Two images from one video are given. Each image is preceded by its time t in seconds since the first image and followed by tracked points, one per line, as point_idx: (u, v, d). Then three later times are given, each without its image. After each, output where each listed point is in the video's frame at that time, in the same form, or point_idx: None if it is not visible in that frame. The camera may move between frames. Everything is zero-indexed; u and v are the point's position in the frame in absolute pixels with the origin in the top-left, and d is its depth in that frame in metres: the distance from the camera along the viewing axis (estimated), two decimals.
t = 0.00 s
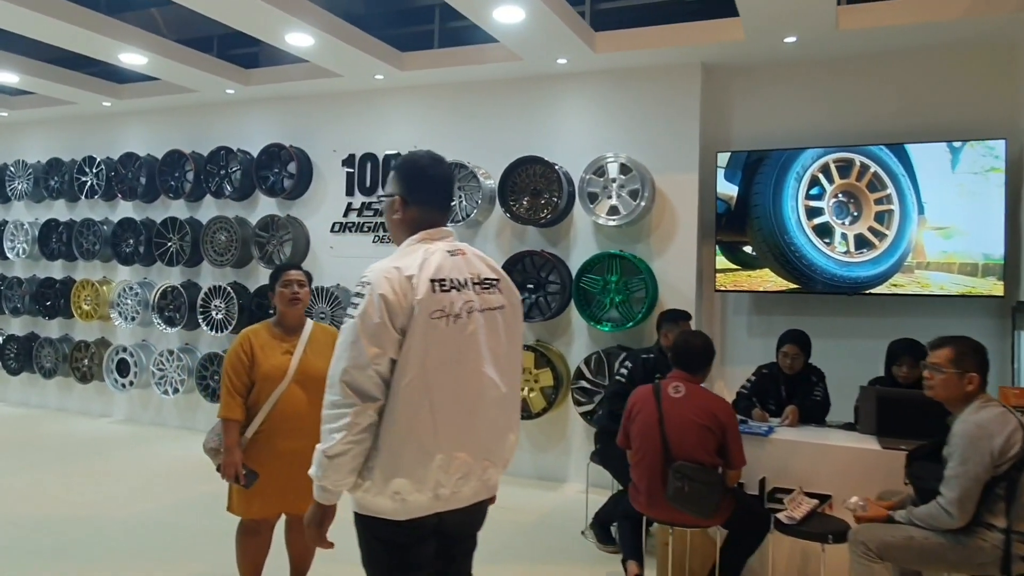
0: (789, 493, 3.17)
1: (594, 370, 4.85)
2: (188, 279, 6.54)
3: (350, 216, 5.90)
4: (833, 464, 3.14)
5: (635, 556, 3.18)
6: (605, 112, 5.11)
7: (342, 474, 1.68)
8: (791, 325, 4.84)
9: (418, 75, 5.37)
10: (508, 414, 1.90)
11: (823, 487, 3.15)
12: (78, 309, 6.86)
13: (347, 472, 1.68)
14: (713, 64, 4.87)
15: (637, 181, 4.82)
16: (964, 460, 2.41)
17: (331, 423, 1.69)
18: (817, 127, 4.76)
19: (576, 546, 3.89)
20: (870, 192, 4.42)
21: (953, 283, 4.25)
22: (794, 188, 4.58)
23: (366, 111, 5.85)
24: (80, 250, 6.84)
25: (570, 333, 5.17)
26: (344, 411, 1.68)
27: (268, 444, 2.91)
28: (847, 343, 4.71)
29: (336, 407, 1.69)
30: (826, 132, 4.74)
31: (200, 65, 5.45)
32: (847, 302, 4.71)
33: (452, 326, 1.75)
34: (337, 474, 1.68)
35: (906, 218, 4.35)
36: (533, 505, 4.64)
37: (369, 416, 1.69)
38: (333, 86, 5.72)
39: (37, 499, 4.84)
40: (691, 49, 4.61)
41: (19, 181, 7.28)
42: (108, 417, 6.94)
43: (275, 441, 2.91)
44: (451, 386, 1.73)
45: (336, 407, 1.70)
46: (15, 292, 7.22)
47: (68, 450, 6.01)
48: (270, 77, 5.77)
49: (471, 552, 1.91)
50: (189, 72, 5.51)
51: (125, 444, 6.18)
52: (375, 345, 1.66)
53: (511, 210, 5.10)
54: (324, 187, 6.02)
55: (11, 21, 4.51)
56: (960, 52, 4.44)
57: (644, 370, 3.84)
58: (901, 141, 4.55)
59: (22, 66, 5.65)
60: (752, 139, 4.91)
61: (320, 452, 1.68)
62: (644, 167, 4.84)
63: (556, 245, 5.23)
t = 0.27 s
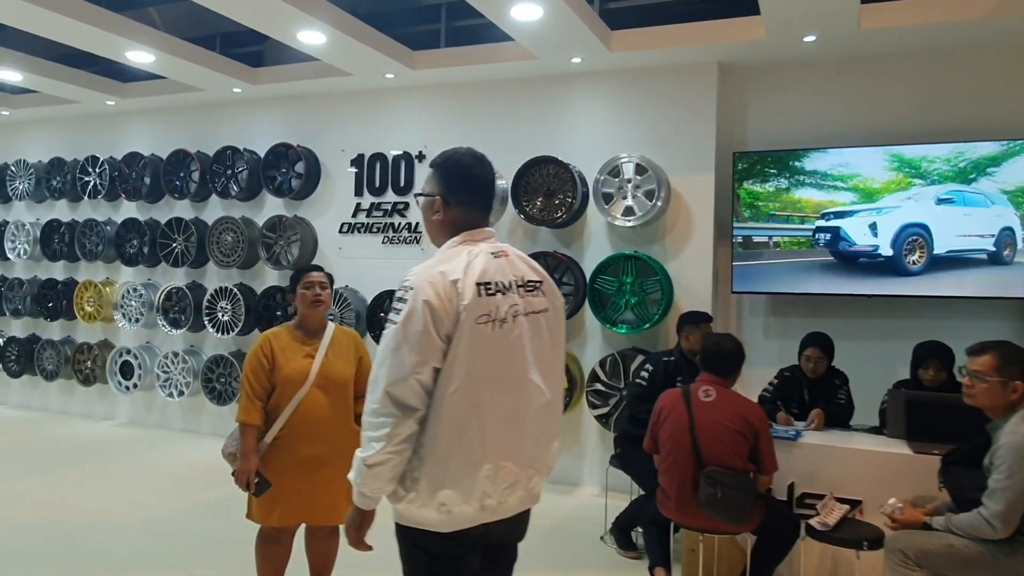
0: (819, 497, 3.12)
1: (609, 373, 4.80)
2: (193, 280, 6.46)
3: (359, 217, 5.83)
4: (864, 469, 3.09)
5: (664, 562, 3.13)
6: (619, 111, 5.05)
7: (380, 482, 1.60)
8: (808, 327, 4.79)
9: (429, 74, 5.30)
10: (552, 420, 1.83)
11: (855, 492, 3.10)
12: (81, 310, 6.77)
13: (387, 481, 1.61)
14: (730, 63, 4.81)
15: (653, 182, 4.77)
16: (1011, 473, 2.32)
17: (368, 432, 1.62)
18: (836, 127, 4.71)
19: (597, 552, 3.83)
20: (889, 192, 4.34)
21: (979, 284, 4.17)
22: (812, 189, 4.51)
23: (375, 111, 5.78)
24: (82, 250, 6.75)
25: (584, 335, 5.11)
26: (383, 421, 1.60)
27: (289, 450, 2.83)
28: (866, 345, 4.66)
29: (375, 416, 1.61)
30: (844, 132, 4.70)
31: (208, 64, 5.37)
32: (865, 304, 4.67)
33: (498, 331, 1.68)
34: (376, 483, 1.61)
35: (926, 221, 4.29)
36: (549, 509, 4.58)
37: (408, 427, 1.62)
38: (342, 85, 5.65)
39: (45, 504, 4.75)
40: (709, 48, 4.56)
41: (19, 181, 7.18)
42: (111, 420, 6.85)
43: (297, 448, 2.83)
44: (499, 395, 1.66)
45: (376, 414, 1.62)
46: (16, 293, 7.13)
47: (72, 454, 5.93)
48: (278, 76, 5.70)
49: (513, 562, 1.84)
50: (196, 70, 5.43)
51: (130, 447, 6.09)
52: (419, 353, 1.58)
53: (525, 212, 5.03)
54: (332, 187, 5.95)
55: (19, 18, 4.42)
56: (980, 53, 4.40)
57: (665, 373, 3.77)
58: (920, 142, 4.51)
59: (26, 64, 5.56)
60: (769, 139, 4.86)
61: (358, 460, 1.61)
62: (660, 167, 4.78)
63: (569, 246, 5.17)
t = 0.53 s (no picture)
0: (859, 506, 3.05)
1: (630, 376, 4.70)
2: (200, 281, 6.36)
3: (370, 217, 5.73)
4: (904, 477, 3.00)
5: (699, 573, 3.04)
6: (637, 110, 4.96)
7: (445, 505, 1.51)
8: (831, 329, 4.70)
9: (443, 72, 5.21)
10: (607, 429, 1.74)
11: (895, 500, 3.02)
12: (86, 312, 6.66)
13: (453, 503, 1.52)
14: (751, 61, 4.73)
15: (674, 181, 4.68)
16: None
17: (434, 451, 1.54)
18: (860, 126, 4.61)
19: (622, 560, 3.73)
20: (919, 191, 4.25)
21: (1012, 286, 4.09)
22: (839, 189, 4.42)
23: (387, 110, 5.69)
24: (88, 251, 6.65)
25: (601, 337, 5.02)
26: (449, 436, 1.52)
27: (313, 459, 2.73)
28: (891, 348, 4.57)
29: (437, 432, 1.53)
30: (869, 131, 4.60)
31: (218, 61, 5.28)
32: (890, 306, 4.57)
33: (556, 338, 1.59)
34: (440, 506, 1.51)
35: (957, 221, 4.19)
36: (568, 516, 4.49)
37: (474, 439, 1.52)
38: (354, 83, 5.56)
39: (53, 511, 4.66)
40: (732, 45, 4.47)
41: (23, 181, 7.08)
42: (117, 424, 6.75)
43: (322, 456, 2.74)
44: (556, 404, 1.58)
45: (438, 431, 1.53)
46: (20, 294, 7.03)
47: (78, 458, 5.82)
48: (288, 74, 5.61)
49: None
50: (205, 68, 5.34)
51: (136, 452, 5.99)
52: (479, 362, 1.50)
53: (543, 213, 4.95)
54: (343, 187, 5.85)
55: (26, 13, 4.32)
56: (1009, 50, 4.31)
57: (692, 377, 3.69)
58: (947, 141, 4.42)
59: (32, 62, 5.47)
60: (791, 138, 4.77)
61: (422, 482, 1.52)
62: (680, 166, 4.69)
63: (587, 247, 5.08)
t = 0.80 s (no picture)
0: (906, 525, 2.94)
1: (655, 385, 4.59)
2: (211, 287, 6.25)
3: (386, 222, 5.62)
4: (956, 495, 2.88)
5: None
6: (660, 113, 4.85)
7: (518, 545, 1.43)
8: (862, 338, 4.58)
9: (461, 74, 5.10)
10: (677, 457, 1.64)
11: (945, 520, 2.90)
12: (95, 318, 6.56)
13: (525, 542, 1.44)
14: (779, 62, 4.62)
15: (700, 186, 4.57)
16: None
17: (499, 485, 1.46)
18: (892, 129, 4.50)
19: None
20: (956, 196, 4.14)
21: None
22: (872, 192, 4.31)
23: (404, 112, 5.59)
24: (97, 256, 6.55)
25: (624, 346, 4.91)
26: (520, 469, 1.43)
27: (344, 478, 2.64)
28: (924, 357, 4.45)
29: (506, 466, 1.45)
30: (901, 134, 4.49)
31: (232, 64, 5.19)
32: (923, 313, 4.45)
33: (628, 360, 1.50)
34: (512, 545, 1.43)
35: (996, 227, 4.08)
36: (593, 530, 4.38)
37: (547, 472, 1.44)
38: (369, 86, 5.46)
39: (65, 523, 4.56)
40: (760, 46, 4.36)
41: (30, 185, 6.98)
42: (126, 431, 6.65)
43: (353, 474, 2.64)
44: (629, 431, 1.48)
45: (508, 464, 1.45)
46: (27, 300, 6.93)
47: (87, 468, 5.72)
48: (302, 76, 5.51)
49: None
50: (218, 70, 5.24)
51: (146, 461, 5.88)
52: (551, 388, 1.41)
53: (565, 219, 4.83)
54: (358, 190, 5.75)
55: (38, 15, 4.23)
56: None
57: (726, 389, 3.58)
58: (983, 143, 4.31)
59: (41, 64, 5.38)
60: (820, 141, 4.66)
61: (491, 519, 1.44)
62: (705, 171, 4.59)
63: (609, 252, 4.96)
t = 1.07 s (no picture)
0: (956, 536, 2.86)
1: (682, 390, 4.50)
2: (226, 289, 6.18)
3: (404, 222, 5.54)
4: (1009, 505, 2.79)
5: None
6: (686, 112, 4.75)
7: (590, 566, 1.39)
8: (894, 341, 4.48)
9: (482, 72, 5.01)
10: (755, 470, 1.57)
11: (997, 531, 2.81)
12: (107, 320, 6.49)
13: (596, 563, 1.39)
14: (809, 60, 4.52)
15: (728, 186, 4.47)
16: None
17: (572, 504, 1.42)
18: (926, 128, 4.40)
19: None
20: (996, 196, 4.05)
21: None
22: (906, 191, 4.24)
23: (422, 112, 5.50)
24: (109, 257, 6.47)
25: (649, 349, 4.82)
26: (596, 488, 1.38)
27: (380, 488, 2.56)
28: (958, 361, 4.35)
29: (580, 485, 1.40)
30: (935, 133, 4.39)
31: (249, 63, 5.11)
32: (957, 317, 4.36)
33: (709, 370, 1.43)
34: (584, 566, 1.39)
35: None
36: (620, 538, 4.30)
37: (626, 490, 1.39)
38: (388, 84, 5.37)
39: (82, 530, 4.49)
40: (790, 44, 4.27)
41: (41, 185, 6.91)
42: (139, 435, 6.58)
43: (388, 483, 2.57)
44: (712, 445, 1.42)
45: (584, 482, 1.40)
46: (38, 301, 6.86)
47: (100, 472, 5.64)
48: (319, 75, 5.43)
49: None
50: (235, 69, 5.17)
51: (161, 465, 5.81)
52: (633, 402, 1.35)
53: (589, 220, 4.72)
54: (375, 191, 5.66)
55: (55, 13, 4.15)
56: None
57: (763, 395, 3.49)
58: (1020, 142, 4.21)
59: (55, 63, 5.31)
60: (851, 141, 4.56)
61: (565, 539, 1.40)
62: (733, 171, 4.49)
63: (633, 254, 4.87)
